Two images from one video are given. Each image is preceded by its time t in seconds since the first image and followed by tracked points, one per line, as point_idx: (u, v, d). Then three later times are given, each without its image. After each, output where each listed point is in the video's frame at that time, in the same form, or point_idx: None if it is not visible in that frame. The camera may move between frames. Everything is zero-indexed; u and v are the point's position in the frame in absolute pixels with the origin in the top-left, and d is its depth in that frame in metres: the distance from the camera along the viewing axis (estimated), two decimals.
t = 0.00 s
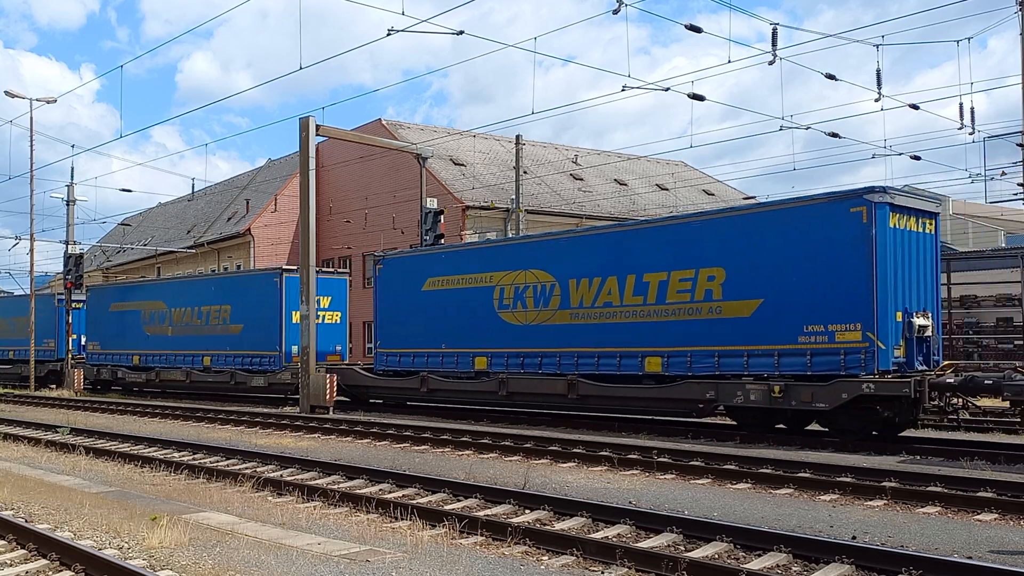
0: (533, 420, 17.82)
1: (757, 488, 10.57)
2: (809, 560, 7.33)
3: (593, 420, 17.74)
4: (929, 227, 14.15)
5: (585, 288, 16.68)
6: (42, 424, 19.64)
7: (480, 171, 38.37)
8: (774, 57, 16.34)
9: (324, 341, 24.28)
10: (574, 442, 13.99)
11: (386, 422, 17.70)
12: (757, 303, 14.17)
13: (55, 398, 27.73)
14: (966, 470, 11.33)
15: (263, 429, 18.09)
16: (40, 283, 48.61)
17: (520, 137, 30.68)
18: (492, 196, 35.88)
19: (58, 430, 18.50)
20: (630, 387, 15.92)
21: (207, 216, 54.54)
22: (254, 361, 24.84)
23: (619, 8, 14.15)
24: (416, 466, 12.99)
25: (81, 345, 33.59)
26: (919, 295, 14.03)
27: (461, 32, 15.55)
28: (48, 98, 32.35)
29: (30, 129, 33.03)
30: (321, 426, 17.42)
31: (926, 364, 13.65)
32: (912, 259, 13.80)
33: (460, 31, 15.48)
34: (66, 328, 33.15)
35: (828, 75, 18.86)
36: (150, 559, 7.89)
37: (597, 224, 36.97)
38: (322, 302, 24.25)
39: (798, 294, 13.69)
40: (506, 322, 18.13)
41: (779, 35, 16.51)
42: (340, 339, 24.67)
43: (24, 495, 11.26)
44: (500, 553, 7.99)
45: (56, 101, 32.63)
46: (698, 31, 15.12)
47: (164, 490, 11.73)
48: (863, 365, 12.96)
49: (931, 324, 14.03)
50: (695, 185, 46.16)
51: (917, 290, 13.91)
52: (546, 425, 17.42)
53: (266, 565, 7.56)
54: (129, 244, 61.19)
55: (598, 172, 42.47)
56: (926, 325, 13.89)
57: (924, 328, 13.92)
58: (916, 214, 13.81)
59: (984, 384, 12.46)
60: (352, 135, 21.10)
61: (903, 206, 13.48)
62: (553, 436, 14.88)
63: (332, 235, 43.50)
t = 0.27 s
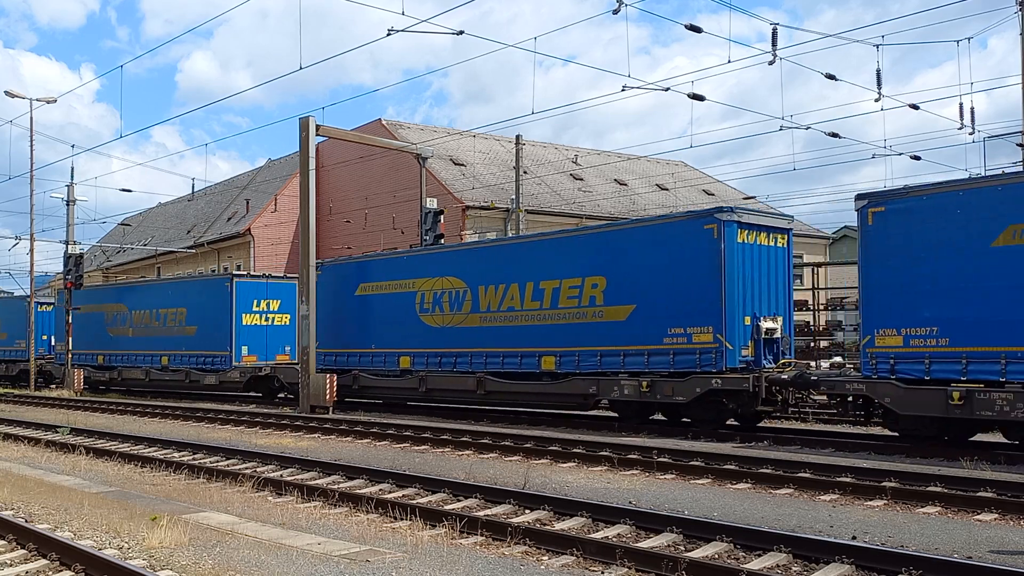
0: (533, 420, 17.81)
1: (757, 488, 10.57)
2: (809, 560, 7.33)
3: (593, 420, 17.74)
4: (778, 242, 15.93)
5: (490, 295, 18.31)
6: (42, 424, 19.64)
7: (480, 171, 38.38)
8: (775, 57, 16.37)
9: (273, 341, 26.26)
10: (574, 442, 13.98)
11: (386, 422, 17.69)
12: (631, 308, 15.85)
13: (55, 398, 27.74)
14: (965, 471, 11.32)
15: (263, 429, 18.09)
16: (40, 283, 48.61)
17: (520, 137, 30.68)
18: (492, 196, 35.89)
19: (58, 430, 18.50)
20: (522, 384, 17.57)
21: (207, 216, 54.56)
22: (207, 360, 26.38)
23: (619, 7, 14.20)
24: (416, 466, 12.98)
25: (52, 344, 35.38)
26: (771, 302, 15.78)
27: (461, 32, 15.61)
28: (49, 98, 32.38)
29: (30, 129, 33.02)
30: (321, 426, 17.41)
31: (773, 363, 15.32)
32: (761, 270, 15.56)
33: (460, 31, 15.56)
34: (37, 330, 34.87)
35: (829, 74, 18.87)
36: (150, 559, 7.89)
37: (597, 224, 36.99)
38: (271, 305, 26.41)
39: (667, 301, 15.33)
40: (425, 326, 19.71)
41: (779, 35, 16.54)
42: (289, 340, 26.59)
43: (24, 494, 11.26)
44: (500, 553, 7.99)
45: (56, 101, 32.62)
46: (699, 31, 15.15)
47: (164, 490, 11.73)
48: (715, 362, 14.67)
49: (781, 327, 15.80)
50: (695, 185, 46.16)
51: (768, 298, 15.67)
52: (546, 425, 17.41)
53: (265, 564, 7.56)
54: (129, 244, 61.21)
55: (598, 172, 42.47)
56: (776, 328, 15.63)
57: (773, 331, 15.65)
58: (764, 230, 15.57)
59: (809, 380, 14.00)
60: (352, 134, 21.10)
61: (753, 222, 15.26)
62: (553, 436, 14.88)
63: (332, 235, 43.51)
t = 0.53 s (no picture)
0: (533, 421, 17.82)
1: (756, 488, 10.57)
2: (809, 560, 7.33)
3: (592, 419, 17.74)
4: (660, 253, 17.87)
5: (413, 299, 20.21)
6: (42, 424, 19.64)
7: (480, 171, 38.38)
8: (774, 57, 16.46)
9: (228, 342, 27.88)
10: (574, 442, 13.99)
11: (386, 422, 17.69)
12: (530, 312, 17.81)
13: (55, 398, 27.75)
14: (965, 471, 11.33)
15: (263, 429, 18.09)
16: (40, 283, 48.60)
17: (520, 137, 30.69)
18: (492, 196, 35.90)
19: (58, 430, 18.50)
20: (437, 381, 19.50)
21: (206, 215, 54.58)
22: (166, 360, 27.97)
23: (619, 7, 14.33)
24: (416, 466, 12.99)
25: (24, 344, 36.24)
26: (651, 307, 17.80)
27: (460, 32, 15.71)
28: (49, 98, 32.42)
29: (30, 129, 33.03)
30: (321, 426, 17.41)
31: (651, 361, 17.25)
32: (642, 278, 17.52)
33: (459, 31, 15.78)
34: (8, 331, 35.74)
35: (828, 75, 18.92)
36: (151, 559, 7.89)
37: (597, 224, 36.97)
38: (226, 307, 28.06)
39: (560, 306, 17.20)
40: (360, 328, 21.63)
41: (778, 35, 16.59)
42: (244, 341, 28.17)
43: (24, 494, 11.26)
44: (500, 553, 7.99)
45: (56, 100, 32.61)
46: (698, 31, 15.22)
47: (164, 490, 11.73)
48: (597, 360, 16.62)
49: (662, 329, 17.73)
50: (695, 185, 46.16)
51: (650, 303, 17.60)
52: (546, 425, 17.42)
53: (265, 564, 7.56)
54: (129, 244, 61.19)
55: (598, 172, 42.48)
56: (656, 330, 17.61)
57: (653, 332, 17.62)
58: (645, 242, 17.51)
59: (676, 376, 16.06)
60: (352, 134, 21.11)
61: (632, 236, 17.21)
62: (553, 436, 14.88)
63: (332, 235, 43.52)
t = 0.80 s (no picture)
0: (533, 421, 17.82)
1: (756, 488, 10.56)
2: (809, 560, 7.33)
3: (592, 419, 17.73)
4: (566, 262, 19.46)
5: (349, 304, 21.91)
6: (42, 424, 19.63)
7: (480, 171, 38.37)
8: (774, 57, 16.59)
9: (186, 343, 29.76)
10: (573, 443, 13.98)
11: (386, 422, 17.69)
12: (446, 315, 19.42)
13: (55, 398, 27.74)
14: (965, 471, 11.32)
15: (263, 429, 18.08)
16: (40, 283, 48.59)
17: (520, 137, 30.70)
18: (492, 196, 35.90)
19: (57, 430, 18.50)
20: (368, 378, 21.19)
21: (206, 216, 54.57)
22: (128, 359, 29.73)
23: (618, 8, 14.56)
24: (416, 466, 12.98)
25: None
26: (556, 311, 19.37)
27: (461, 32, 15.83)
28: (49, 98, 32.44)
29: (31, 129, 33.05)
30: (320, 426, 17.41)
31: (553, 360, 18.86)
32: (548, 284, 19.09)
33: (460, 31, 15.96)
34: None
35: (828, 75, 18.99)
36: (150, 559, 7.89)
37: (597, 224, 36.93)
38: (185, 310, 29.89)
39: (472, 310, 18.81)
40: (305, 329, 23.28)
41: (778, 35, 16.68)
42: (204, 341, 30.18)
43: (24, 494, 11.26)
44: (500, 553, 7.99)
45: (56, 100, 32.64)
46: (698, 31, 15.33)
47: (164, 490, 11.73)
48: (503, 359, 18.22)
49: (565, 331, 19.32)
50: (695, 185, 46.16)
51: (555, 307, 19.17)
52: (546, 425, 17.42)
53: (265, 564, 7.56)
54: (129, 244, 61.17)
55: (598, 172, 42.48)
56: (559, 332, 19.16)
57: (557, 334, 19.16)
58: (549, 252, 19.09)
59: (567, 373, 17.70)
60: (352, 134, 21.12)
61: (536, 247, 18.85)
62: (553, 436, 14.88)
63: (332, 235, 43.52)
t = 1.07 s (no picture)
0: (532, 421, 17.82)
1: (756, 488, 10.57)
2: (809, 560, 7.33)
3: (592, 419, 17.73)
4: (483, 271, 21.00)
5: (291, 307, 23.75)
6: (42, 425, 19.63)
7: (480, 171, 38.38)
8: (774, 57, 16.57)
9: (149, 343, 30.93)
10: (573, 443, 13.98)
11: (385, 422, 17.70)
12: (376, 319, 21.09)
13: (55, 398, 27.73)
14: (965, 470, 11.32)
15: (263, 429, 18.08)
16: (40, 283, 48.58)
17: (520, 137, 30.71)
18: (492, 196, 35.91)
19: (57, 430, 18.49)
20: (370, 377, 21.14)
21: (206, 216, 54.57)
22: (93, 359, 31.02)
23: (619, 8, 14.52)
24: (416, 466, 12.98)
25: None
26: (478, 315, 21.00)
27: (461, 33, 15.82)
28: (49, 98, 32.39)
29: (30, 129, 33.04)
30: (320, 426, 17.41)
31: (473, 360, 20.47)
32: (467, 290, 20.72)
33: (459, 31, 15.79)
34: None
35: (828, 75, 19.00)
36: (151, 559, 7.89)
37: (597, 224, 36.94)
38: (148, 312, 31.02)
39: (397, 314, 20.44)
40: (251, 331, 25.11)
41: (778, 35, 16.66)
42: (164, 341, 31.29)
43: (24, 494, 11.26)
44: (500, 553, 7.99)
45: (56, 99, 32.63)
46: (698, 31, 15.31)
47: (164, 490, 11.73)
48: (424, 358, 19.89)
49: (484, 333, 20.90)
50: (695, 185, 46.17)
51: (475, 311, 20.79)
52: (546, 425, 17.43)
53: (265, 564, 7.56)
54: (129, 244, 61.16)
55: (598, 172, 42.48)
56: (479, 334, 20.81)
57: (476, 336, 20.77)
58: (468, 260, 20.69)
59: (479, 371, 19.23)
60: (352, 134, 21.11)
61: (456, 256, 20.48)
62: (553, 436, 14.88)
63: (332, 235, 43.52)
